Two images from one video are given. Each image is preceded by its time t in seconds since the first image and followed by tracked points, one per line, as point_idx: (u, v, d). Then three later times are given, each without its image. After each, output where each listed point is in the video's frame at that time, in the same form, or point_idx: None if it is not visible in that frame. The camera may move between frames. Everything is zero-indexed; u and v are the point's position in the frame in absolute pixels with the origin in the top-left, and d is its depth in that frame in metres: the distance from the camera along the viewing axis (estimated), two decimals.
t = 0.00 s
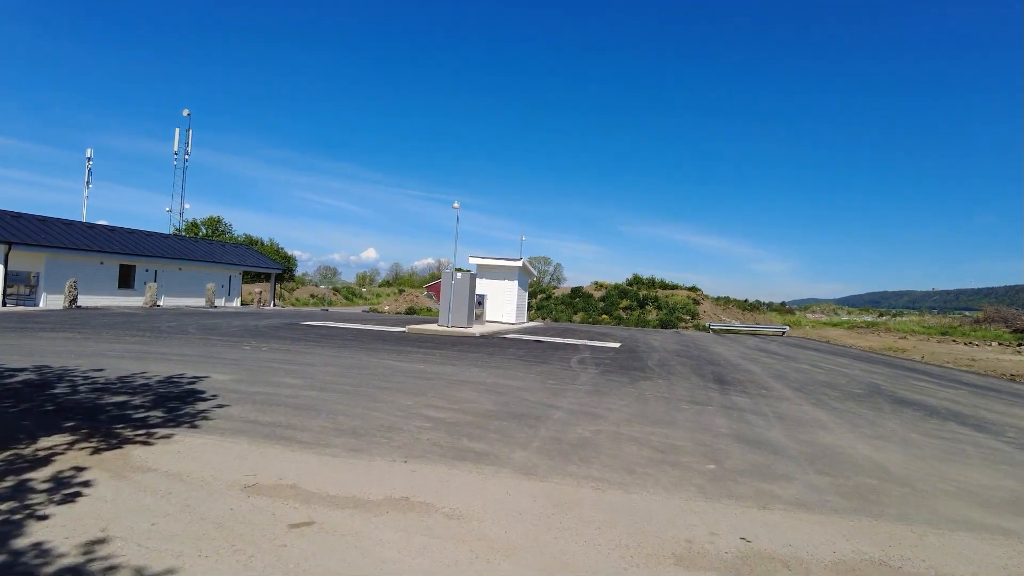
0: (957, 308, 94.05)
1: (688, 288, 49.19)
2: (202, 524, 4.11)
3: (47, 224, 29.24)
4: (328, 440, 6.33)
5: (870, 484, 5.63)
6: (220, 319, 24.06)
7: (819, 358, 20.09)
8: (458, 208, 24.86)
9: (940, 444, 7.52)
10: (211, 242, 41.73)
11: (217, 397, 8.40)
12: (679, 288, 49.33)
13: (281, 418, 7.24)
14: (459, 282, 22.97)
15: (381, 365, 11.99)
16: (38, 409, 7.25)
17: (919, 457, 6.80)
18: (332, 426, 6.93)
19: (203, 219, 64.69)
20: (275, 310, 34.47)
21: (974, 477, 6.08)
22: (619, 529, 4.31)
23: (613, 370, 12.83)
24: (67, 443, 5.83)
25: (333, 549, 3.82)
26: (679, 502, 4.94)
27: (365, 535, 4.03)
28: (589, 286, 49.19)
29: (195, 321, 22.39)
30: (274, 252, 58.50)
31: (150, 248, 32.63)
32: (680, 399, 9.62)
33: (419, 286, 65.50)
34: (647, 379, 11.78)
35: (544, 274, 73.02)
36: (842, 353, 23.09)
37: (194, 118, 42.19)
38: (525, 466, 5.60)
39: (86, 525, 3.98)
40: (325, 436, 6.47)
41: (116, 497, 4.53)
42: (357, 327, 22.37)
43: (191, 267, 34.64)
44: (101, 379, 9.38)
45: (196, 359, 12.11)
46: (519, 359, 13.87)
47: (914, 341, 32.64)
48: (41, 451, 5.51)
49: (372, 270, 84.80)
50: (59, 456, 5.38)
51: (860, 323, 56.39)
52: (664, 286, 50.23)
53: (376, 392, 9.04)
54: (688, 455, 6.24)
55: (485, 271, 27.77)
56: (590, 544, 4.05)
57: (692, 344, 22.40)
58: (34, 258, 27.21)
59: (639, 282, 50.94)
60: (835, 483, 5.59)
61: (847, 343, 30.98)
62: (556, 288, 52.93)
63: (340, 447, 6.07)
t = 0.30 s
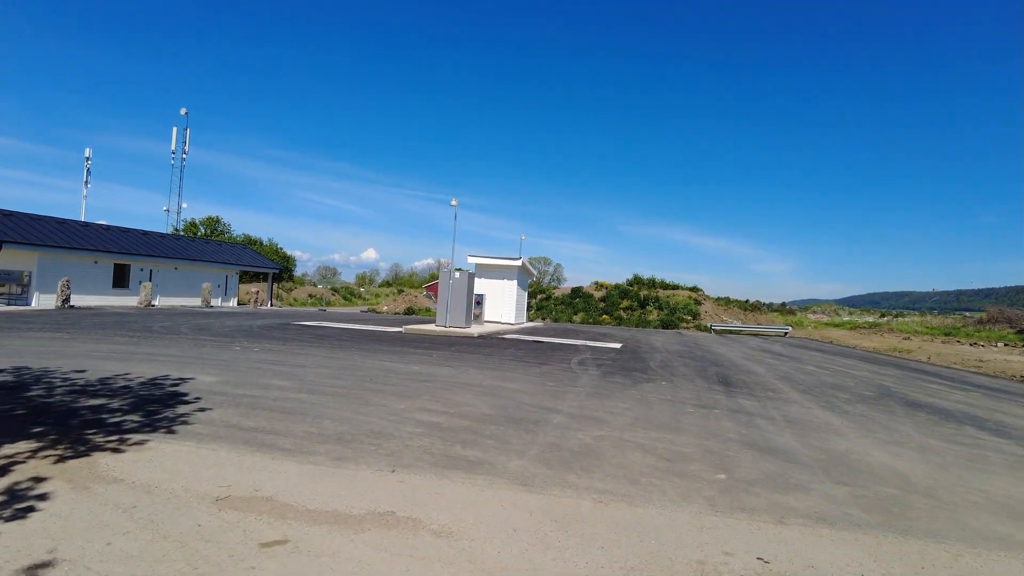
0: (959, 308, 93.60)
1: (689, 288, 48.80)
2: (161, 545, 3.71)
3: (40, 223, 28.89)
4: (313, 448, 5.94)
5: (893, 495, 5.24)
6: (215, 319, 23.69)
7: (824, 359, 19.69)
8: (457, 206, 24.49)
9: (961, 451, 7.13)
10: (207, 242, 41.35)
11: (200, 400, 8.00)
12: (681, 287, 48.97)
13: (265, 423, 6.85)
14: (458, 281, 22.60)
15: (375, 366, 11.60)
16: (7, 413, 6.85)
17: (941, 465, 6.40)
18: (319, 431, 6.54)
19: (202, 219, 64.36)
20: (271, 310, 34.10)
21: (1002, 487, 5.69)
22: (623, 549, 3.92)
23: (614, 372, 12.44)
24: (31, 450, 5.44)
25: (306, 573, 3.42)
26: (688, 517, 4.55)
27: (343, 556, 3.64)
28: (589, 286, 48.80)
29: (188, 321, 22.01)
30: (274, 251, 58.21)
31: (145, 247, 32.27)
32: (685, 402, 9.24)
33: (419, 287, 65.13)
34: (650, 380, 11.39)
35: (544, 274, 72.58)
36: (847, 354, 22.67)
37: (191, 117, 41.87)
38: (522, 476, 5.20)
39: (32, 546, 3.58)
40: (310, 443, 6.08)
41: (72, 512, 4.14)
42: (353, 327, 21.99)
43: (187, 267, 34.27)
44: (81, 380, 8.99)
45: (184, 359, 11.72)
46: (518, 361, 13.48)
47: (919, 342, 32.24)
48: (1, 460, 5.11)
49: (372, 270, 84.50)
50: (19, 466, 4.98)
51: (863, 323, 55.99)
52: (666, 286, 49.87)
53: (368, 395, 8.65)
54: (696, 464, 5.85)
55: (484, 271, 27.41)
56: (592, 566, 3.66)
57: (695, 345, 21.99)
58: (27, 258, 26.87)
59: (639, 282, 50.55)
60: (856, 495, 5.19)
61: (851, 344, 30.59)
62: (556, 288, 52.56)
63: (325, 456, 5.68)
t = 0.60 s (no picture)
0: (963, 308, 92.98)
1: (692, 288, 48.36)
2: None
3: (35, 222, 28.52)
4: (300, 461, 5.55)
5: (923, 515, 4.85)
6: (211, 320, 23.30)
7: (831, 361, 19.25)
8: (456, 205, 24.10)
9: (988, 461, 6.73)
10: (206, 241, 40.97)
11: (184, 407, 7.59)
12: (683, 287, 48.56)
13: (251, 433, 6.46)
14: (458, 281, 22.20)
15: (371, 370, 11.20)
16: None
17: (969, 478, 6.01)
18: (308, 443, 6.15)
19: (203, 219, 64.02)
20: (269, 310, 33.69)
21: None
22: None
23: (618, 375, 12.04)
24: None
25: None
26: (704, 541, 4.16)
27: None
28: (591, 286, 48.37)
29: (183, 322, 21.62)
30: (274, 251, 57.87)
31: (141, 247, 31.89)
32: (693, 409, 8.87)
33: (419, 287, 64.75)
34: (655, 385, 10.99)
35: (545, 274, 72.15)
36: (854, 356, 22.24)
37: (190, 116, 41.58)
38: (523, 494, 4.82)
39: None
40: (297, 456, 5.70)
41: (25, 538, 3.75)
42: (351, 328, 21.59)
43: (184, 267, 33.90)
44: (62, 385, 8.59)
45: (173, 362, 11.32)
46: (518, 363, 13.08)
47: (925, 343, 31.82)
48: None
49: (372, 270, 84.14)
50: None
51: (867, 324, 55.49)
52: (668, 286, 49.47)
53: (362, 402, 8.26)
54: (709, 479, 5.46)
55: (484, 271, 27.02)
56: None
57: (699, 347, 21.58)
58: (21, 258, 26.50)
59: (641, 281, 50.09)
60: (884, 514, 4.80)
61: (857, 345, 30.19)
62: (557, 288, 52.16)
63: (311, 471, 5.29)
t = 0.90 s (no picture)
0: (968, 310, 92.42)
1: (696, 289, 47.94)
2: None
3: (33, 219, 28.21)
4: (289, 472, 5.19)
5: (963, 536, 4.46)
6: (208, 319, 22.94)
7: (840, 364, 18.85)
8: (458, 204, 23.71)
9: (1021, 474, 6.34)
10: (206, 240, 40.67)
11: (171, 412, 7.21)
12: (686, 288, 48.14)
13: (238, 441, 6.09)
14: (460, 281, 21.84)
15: (368, 372, 10.83)
16: None
17: (1004, 493, 5.63)
18: (299, 452, 5.79)
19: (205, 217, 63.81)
20: (269, 309, 33.34)
21: None
22: None
23: (625, 378, 11.66)
24: None
25: None
26: (728, 567, 3.78)
27: None
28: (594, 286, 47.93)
29: (180, 321, 21.28)
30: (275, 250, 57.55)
31: (140, 245, 31.56)
32: (705, 416, 8.49)
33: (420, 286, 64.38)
34: (663, 389, 10.61)
35: (547, 274, 71.78)
36: (862, 359, 21.83)
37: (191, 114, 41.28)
38: (529, 512, 4.44)
39: None
40: (287, 466, 5.33)
41: None
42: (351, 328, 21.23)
43: (184, 265, 33.60)
44: (45, 387, 8.23)
45: (165, 363, 10.97)
46: (521, 365, 12.69)
47: (933, 346, 31.36)
48: None
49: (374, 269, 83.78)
50: None
51: (872, 326, 55.02)
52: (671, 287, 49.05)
53: (358, 406, 7.88)
54: (728, 495, 5.07)
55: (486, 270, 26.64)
56: None
57: (705, 349, 21.20)
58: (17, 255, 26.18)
59: (645, 282, 49.69)
60: (920, 535, 4.42)
61: (864, 347, 29.75)
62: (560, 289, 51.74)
63: (301, 484, 4.92)
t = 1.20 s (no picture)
0: (970, 309, 92.02)
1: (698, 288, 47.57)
2: None
3: (28, 215, 27.92)
4: (274, 482, 4.86)
5: (998, 554, 4.14)
6: (204, 316, 22.64)
7: (846, 364, 18.51)
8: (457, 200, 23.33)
9: None
10: (204, 236, 40.36)
11: (155, 415, 6.88)
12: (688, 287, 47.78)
13: (223, 446, 5.77)
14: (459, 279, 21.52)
15: (364, 372, 10.51)
16: None
17: None
18: (286, 459, 5.46)
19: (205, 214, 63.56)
20: (267, 307, 33.04)
21: None
22: None
23: (628, 379, 11.34)
24: None
25: None
26: None
27: None
28: (595, 284, 47.50)
29: (175, 318, 20.98)
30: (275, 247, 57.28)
31: (137, 241, 31.27)
32: (712, 420, 8.16)
33: (421, 284, 64.04)
34: (668, 391, 10.30)
35: (548, 273, 71.39)
36: (868, 359, 21.48)
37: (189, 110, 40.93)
38: (529, 529, 4.12)
39: None
40: (271, 475, 5.00)
41: None
42: (348, 326, 20.90)
43: (181, 262, 33.30)
44: (26, 387, 7.90)
45: (154, 362, 10.65)
46: (521, 365, 12.37)
47: (939, 346, 30.97)
48: None
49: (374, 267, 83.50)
50: None
51: (875, 326, 54.67)
52: (673, 285, 48.69)
53: (351, 409, 7.57)
54: (742, 509, 4.76)
55: (486, 268, 26.33)
56: None
57: (708, 348, 20.85)
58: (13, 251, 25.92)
59: (646, 281, 49.31)
60: (952, 554, 4.09)
61: (868, 347, 29.37)
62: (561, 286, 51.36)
63: (286, 496, 4.60)
